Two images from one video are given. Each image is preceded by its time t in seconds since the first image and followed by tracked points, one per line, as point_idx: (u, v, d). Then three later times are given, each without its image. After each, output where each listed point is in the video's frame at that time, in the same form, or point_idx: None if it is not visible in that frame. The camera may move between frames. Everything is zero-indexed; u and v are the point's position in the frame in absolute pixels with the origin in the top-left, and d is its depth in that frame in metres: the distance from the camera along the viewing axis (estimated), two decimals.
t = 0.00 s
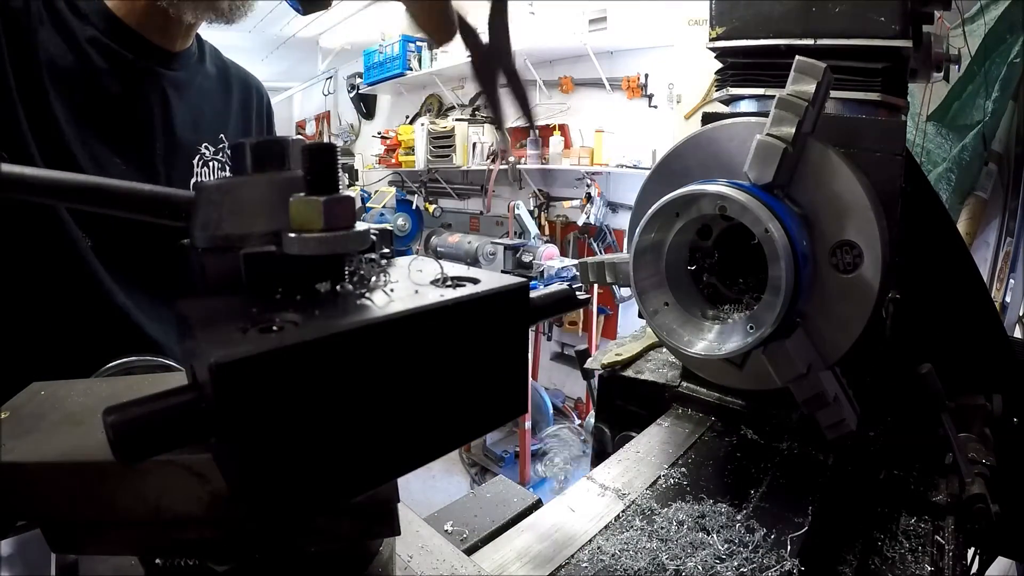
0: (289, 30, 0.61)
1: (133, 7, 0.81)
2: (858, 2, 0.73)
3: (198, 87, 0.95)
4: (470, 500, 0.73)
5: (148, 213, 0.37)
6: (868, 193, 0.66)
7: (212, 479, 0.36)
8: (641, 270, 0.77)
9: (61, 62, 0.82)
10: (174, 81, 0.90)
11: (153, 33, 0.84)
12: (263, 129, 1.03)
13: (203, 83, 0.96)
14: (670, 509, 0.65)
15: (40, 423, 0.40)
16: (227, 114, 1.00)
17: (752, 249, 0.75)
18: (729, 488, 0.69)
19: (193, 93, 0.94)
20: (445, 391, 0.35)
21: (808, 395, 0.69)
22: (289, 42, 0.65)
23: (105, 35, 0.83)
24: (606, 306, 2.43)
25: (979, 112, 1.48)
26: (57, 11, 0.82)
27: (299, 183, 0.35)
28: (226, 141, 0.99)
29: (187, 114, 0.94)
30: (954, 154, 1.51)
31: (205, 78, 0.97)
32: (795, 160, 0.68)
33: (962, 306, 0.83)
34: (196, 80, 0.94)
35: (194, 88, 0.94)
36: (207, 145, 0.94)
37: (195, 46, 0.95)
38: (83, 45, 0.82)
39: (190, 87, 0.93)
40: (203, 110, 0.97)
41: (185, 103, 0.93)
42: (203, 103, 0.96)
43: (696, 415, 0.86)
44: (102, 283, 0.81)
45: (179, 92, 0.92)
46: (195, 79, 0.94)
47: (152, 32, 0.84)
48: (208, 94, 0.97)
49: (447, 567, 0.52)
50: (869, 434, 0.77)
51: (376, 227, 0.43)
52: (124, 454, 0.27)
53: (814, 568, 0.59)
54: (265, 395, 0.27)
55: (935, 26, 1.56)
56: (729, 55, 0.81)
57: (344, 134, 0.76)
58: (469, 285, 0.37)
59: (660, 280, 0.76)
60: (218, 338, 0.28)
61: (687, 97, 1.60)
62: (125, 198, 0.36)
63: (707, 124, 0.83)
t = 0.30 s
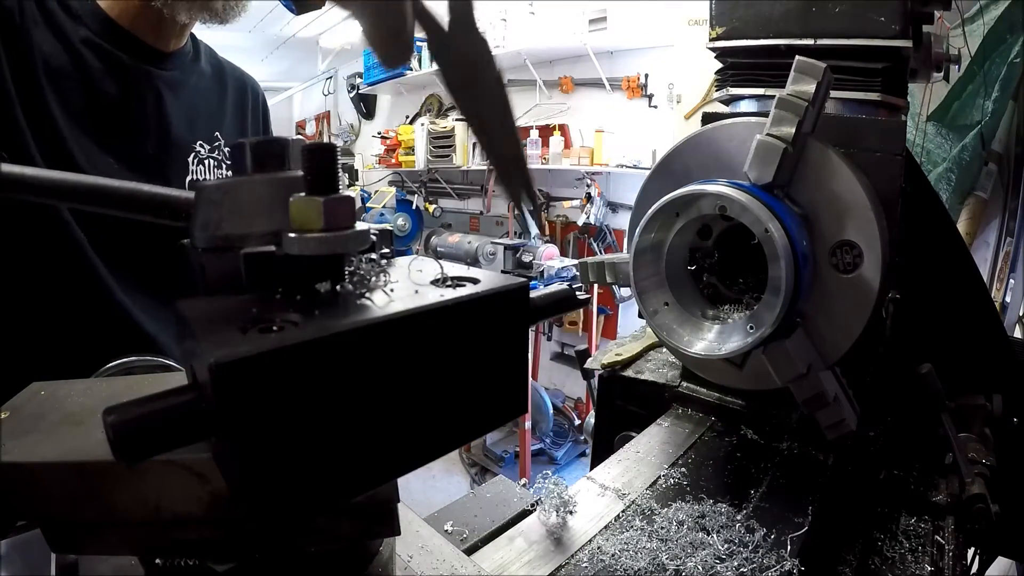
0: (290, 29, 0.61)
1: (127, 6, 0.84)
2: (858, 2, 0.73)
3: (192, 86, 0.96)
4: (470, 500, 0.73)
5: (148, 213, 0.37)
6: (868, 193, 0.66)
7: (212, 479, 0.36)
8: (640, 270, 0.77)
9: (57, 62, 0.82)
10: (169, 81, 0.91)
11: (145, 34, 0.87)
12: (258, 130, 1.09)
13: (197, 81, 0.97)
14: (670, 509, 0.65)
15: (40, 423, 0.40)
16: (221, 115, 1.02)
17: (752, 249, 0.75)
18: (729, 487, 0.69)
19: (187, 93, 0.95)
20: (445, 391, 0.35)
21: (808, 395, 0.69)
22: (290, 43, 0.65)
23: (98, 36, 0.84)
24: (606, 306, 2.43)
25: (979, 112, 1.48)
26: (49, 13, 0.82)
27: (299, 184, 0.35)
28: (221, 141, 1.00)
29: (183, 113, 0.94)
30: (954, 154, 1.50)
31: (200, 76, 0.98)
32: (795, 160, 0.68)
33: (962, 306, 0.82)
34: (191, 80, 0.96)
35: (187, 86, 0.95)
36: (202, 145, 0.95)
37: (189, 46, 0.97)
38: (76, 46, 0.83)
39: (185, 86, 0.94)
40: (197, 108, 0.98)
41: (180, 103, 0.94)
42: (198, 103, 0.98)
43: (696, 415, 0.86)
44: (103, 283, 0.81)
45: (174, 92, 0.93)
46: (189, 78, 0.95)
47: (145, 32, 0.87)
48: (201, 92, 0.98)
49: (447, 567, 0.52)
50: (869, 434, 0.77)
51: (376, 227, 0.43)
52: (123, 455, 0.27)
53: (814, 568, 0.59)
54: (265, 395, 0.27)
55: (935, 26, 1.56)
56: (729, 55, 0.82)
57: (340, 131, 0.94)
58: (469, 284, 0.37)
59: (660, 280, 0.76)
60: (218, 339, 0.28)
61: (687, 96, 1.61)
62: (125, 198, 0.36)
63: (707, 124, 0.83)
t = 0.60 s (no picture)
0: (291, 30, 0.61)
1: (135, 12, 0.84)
2: (858, 1, 0.73)
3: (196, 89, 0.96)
4: (470, 500, 0.73)
5: (147, 212, 0.37)
6: (868, 193, 0.66)
7: (212, 479, 0.36)
8: (641, 270, 0.77)
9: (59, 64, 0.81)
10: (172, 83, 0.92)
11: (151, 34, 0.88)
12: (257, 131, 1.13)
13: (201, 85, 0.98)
14: (670, 509, 0.65)
15: (40, 423, 0.40)
16: (219, 114, 1.03)
17: (752, 249, 0.75)
18: (729, 487, 0.69)
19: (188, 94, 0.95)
20: (445, 391, 0.35)
21: (808, 395, 0.68)
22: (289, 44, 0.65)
23: (102, 38, 0.84)
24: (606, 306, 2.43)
25: (979, 112, 1.48)
26: (55, 13, 0.81)
27: (299, 184, 0.35)
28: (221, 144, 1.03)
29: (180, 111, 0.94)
30: (954, 154, 1.50)
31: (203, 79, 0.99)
32: (795, 160, 0.68)
33: (963, 306, 0.82)
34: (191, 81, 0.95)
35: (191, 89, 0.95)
36: (205, 147, 0.98)
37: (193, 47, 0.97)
38: (81, 47, 0.82)
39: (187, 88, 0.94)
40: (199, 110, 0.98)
41: (182, 104, 0.94)
42: (198, 104, 0.98)
43: (696, 415, 0.86)
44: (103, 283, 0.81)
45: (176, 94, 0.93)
46: (192, 81, 0.96)
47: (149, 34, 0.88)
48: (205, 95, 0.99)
49: (447, 568, 0.52)
50: (869, 434, 0.77)
51: (376, 227, 0.43)
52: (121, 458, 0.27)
53: (813, 568, 0.59)
54: (265, 395, 0.27)
55: (934, 26, 1.56)
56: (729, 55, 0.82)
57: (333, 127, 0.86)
58: (469, 285, 0.37)
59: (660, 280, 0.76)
60: (218, 339, 0.28)
61: (687, 96, 1.61)
62: (126, 199, 0.36)
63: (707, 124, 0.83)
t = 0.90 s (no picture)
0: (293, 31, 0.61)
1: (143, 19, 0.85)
2: (858, 1, 0.73)
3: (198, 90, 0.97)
4: (470, 500, 0.73)
5: (146, 213, 0.37)
6: (868, 193, 0.66)
7: (212, 479, 0.36)
8: (640, 270, 0.77)
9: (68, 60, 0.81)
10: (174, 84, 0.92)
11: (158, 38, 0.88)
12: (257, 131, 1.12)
13: (203, 85, 0.98)
14: (670, 509, 0.65)
15: (39, 423, 0.40)
16: (222, 114, 1.02)
17: (752, 249, 0.75)
18: (729, 487, 0.69)
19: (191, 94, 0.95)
20: (445, 390, 0.35)
21: (808, 395, 0.68)
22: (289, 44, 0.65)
23: (105, 36, 0.83)
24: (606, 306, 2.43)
25: (979, 112, 1.48)
26: (58, 13, 0.81)
27: (299, 184, 0.35)
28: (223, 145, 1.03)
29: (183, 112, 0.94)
30: (954, 154, 1.50)
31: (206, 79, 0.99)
32: (794, 160, 0.69)
33: (963, 305, 0.82)
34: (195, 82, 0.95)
35: (193, 90, 0.95)
36: (208, 147, 0.98)
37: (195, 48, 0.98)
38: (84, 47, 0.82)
39: (190, 88, 0.95)
40: (202, 111, 0.98)
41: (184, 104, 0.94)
42: (201, 104, 0.97)
43: (696, 415, 0.86)
44: (103, 283, 0.81)
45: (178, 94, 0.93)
46: (195, 81, 0.96)
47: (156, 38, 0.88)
48: (207, 96, 0.99)
49: (447, 567, 0.52)
50: (869, 434, 0.77)
51: (376, 227, 0.43)
52: (122, 458, 0.27)
53: (813, 568, 0.59)
54: (264, 395, 0.27)
55: (935, 26, 1.56)
56: (729, 55, 0.82)
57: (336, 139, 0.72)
58: (469, 285, 0.37)
59: (660, 280, 0.76)
60: (218, 339, 0.28)
61: (688, 96, 1.62)
62: (128, 199, 0.36)
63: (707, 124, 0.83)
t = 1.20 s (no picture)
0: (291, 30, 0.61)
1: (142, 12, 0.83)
2: (858, 1, 0.73)
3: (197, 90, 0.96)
4: (470, 500, 0.74)
5: (146, 212, 0.37)
6: (868, 193, 0.66)
7: (211, 479, 0.36)
8: (641, 270, 0.77)
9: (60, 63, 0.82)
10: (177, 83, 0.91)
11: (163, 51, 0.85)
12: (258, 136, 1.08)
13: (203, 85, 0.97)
14: (670, 509, 0.65)
15: (39, 423, 0.40)
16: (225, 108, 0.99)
17: (752, 249, 0.75)
18: (730, 488, 0.69)
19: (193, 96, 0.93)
20: (445, 390, 0.35)
21: (808, 395, 0.68)
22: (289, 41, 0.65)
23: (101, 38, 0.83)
24: (606, 306, 2.43)
25: (979, 112, 1.48)
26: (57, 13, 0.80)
27: (299, 183, 0.35)
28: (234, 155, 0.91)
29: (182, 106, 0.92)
30: (954, 154, 1.50)
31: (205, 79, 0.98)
32: (795, 161, 0.69)
33: (963, 305, 0.82)
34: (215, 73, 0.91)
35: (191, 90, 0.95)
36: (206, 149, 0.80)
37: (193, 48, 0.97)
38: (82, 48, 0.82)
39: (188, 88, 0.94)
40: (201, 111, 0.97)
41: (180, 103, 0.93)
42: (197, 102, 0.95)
43: (696, 415, 0.86)
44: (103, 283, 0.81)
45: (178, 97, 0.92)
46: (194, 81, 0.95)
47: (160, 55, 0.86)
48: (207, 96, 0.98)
49: (447, 567, 0.52)
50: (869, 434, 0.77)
51: (376, 227, 0.43)
52: (121, 459, 0.26)
53: (813, 568, 0.59)
54: (265, 394, 0.27)
55: (935, 26, 1.57)
56: (730, 55, 0.82)
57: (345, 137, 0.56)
58: (469, 284, 0.37)
59: (660, 280, 0.76)
60: (219, 339, 0.28)
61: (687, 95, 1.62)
62: (129, 199, 0.37)
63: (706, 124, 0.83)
